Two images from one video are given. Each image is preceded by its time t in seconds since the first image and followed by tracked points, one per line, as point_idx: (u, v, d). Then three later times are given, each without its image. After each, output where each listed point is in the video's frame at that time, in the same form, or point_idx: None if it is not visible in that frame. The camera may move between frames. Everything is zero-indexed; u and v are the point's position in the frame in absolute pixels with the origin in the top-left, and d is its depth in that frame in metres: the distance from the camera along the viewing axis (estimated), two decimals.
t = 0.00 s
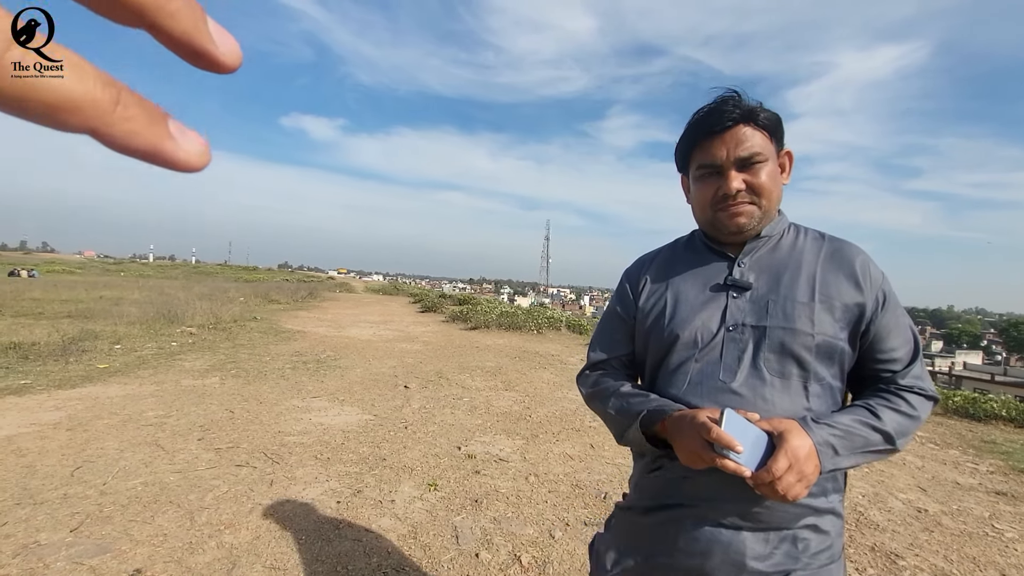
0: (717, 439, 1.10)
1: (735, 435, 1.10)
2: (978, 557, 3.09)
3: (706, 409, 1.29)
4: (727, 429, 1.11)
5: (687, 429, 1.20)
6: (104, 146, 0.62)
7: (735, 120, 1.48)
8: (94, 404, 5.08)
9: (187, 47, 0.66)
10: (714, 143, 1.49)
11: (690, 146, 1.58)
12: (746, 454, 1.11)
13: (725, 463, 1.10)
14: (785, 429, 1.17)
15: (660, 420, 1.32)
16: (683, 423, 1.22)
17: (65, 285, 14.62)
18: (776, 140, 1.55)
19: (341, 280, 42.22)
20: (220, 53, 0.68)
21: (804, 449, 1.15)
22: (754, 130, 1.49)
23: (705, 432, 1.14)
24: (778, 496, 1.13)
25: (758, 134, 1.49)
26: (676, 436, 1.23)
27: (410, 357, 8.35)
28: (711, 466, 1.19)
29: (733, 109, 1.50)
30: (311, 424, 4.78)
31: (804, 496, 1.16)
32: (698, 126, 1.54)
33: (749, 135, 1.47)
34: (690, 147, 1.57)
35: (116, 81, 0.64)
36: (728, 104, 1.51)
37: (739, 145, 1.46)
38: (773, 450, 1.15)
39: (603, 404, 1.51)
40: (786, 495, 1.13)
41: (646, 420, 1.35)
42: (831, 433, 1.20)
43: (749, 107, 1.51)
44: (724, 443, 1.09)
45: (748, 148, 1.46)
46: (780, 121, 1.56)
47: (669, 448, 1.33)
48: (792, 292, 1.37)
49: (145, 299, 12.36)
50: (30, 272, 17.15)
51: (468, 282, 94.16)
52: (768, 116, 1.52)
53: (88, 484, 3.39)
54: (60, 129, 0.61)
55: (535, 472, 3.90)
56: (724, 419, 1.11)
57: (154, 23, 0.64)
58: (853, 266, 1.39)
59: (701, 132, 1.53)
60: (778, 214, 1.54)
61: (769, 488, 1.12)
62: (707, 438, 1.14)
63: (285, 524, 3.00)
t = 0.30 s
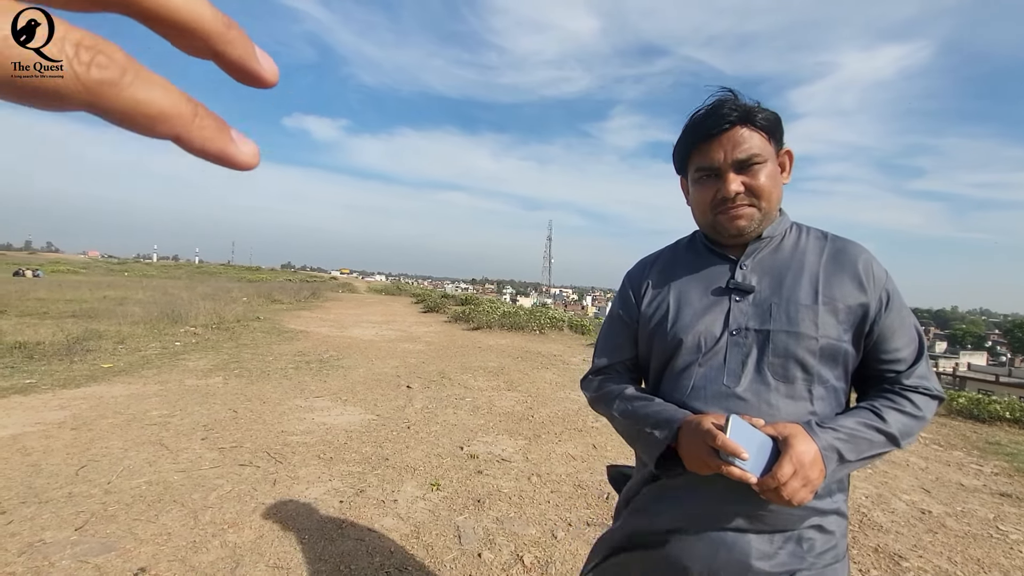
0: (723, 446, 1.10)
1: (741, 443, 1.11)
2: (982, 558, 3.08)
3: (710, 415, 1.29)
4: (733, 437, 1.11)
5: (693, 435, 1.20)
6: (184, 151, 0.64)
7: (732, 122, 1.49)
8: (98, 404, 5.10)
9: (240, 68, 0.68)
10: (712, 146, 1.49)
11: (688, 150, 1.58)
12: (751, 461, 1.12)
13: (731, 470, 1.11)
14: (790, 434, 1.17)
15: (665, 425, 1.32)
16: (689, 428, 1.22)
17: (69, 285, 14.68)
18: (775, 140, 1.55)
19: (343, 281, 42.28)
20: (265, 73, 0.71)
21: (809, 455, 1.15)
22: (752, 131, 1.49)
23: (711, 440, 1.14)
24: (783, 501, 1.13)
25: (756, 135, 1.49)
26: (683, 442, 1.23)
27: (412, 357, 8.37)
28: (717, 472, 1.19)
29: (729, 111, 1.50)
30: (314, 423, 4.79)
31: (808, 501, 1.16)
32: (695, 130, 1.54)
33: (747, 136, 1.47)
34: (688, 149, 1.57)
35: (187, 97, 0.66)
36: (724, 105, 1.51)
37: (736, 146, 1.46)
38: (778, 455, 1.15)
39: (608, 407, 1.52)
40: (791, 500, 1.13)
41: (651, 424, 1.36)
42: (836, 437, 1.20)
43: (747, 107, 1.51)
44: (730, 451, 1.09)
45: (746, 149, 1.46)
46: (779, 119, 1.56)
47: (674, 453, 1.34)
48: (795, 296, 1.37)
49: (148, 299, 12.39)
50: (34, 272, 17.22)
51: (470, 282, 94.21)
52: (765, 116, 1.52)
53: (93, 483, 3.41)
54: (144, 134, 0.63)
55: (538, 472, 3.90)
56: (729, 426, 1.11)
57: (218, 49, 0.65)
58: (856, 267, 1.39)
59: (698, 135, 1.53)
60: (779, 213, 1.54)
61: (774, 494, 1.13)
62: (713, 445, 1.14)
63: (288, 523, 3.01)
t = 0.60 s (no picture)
0: (721, 448, 1.11)
1: (740, 444, 1.11)
2: (983, 560, 3.08)
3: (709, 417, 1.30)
4: (732, 438, 1.11)
5: (692, 437, 1.20)
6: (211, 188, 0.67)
7: (729, 122, 1.49)
8: (101, 404, 5.12)
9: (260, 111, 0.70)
10: (709, 146, 1.50)
11: (685, 150, 1.59)
12: (749, 463, 1.12)
13: (730, 471, 1.11)
14: (788, 437, 1.18)
15: (664, 426, 1.33)
16: (688, 431, 1.23)
17: (71, 285, 14.73)
18: (772, 142, 1.56)
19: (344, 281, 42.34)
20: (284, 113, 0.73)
21: (806, 458, 1.16)
22: (749, 132, 1.50)
23: (711, 442, 1.15)
24: (781, 504, 1.14)
25: (752, 136, 1.50)
26: (681, 444, 1.24)
27: (414, 358, 8.38)
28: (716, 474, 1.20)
29: (726, 111, 1.51)
30: (315, 424, 4.80)
31: (806, 503, 1.16)
32: (693, 130, 1.55)
33: (744, 137, 1.48)
34: (686, 149, 1.58)
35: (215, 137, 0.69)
36: (723, 106, 1.52)
37: (734, 147, 1.47)
38: (776, 458, 1.15)
39: (606, 409, 1.52)
40: (789, 502, 1.14)
41: (651, 426, 1.36)
42: (833, 441, 1.21)
43: (745, 108, 1.52)
44: (729, 452, 1.10)
45: (743, 149, 1.47)
46: (777, 122, 1.56)
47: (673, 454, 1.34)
48: (792, 299, 1.37)
49: (150, 299, 12.43)
50: (37, 272, 17.28)
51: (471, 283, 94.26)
52: (763, 118, 1.53)
53: (95, 483, 3.42)
54: (175, 173, 0.66)
55: (538, 473, 3.91)
56: (729, 428, 1.12)
57: (242, 89, 0.68)
58: (853, 269, 1.39)
59: (696, 136, 1.54)
60: (776, 216, 1.55)
61: (772, 496, 1.13)
62: (712, 447, 1.14)
63: (288, 524, 3.02)
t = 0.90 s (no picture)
0: (722, 441, 1.11)
1: (739, 438, 1.11)
2: (982, 560, 3.08)
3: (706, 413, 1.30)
4: (732, 432, 1.12)
5: (691, 432, 1.21)
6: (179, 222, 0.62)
7: (730, 118, 1.50)
8: (101, 404, 5.13)
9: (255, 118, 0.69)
10: (710, 141, 1.51)
11: (686, 145, 1.59)
12: (748, 458, 1.12)
13: (729, 465, 1.12)
14: (784, 434, 1.18)
15: (660, 424, 1.33)
16: (686, 426, 1.23)
17: (72, 284, 14.76)
18: (772, 141, 1.56)
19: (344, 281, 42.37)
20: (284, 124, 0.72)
21: (803, 455, 1.16)
22: (750, 129, 1.50)
23: (710, 436, 1.15)
24: (776, 500, 1.14)
25: (753, 133, 1.50)
26: (679, 439, 1.24)
27: (414, 358, 8.39)
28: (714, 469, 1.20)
29: (727, 107, 1.51)
30: (315, 424, 4.81)
31: (800, 500, 1.17)
32: (694, 125, 1.56)
33: (744, 133, 1.49)
34: (687, 144, 1.58)
35: (191, 164, 0.65)
36: (724, 102, 1.52)
37: (734, 142, 1.48)
38: (772, 455, 1.16)
39: (602, 405, 1.52)
40: (785, 499, 1.14)
41: (647, 422, 1.36)
42: (829, 439, 1.21)
43: (746, 106, 1.52)
44: (729, 446, 1.10)
45: (743, 145, 1.47)
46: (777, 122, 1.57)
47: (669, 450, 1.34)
48: (790, 297, 1.37)
49: (151, 299, 12.44)
50: (38, 272, 17.32)
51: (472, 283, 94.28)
52: (764, 117, 1.53)
53: (95, 483, 3.43)
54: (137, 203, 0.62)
55: (537, 473, 3.91)
56: (729, 422, 1.12)
57: (238, 104, 0.66)
58: (850, 269, 1.40)
59: (696, 131, 1.54)
60: (774, 215, 1.55)
61: (767, 492, 1.13)
62: (712, 441, 1.15)
63: (288, 524, 3.02)
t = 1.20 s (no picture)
0: (713, 440, 1.12)
1: (730, 437, 1.13)
2: (979, 560, 3.09)
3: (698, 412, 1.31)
4: (723, 431, 1.13)
5: (683, 431, 1.22)
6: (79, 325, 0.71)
7: (723, 122, 1.51)
8: (101, 404, 5.14)
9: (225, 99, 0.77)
10: (704, 145, 1.52)
11: (681, 149, 1.61)
12: (739, 457, 1.13)
13: (720, 464, 1.13)
14: (774, 434, 1.19)
15: (653, 423, 1.34)
16: (678, 425, 1.24)
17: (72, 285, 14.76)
18: (766, 144, 1.57)
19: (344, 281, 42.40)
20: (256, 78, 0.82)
21: (793, 454, 1.17)
22: (744, 133, 1.51)
23: (701, 435, 1.16)
24: (765, 498, 1.15)
25: (747, 136, 1.51)
26: (671, 438, 1.25)
27: (413, 358, 8.40)
28: (705, 467, 1.21)
29: (722, 111, 1.52)
30: (314, 424, 4.82)
31: (790, 500, 1.18)
32: (688, 128, 1.57)
33: (738, 137, 1.50)
34: (681, 147, 1.60)
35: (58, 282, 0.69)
36: (719, 106, 1.53)
37: (727, 146, 1.49)
38: (763, 453, 1.17)
39: (596, 405, 1.53)
40: (774, 498, 1.15)
41: (640, 422, 1.37)
42: (819, 440, 1.22)
43: (741, 110, 1.53)
44: (720, 445, 1.11)
45: (736, 149, 1.48)
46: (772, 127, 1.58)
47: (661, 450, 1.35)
48: (782, 299, 1.38)
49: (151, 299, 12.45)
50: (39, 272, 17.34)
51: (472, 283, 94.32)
52: (758, 121, 1.54)
53: (95, 483, 3.44)
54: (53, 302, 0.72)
55: (536, 473, 3.92)
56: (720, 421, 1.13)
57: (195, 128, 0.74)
58: (842, 271, 1.41)
59: (691, 135, 1.56)
60: (767, 218, 1.56)
61: (756, 490, 1.15)
62: (703, 441, 1.16)
63: (286, 523, 3.03)
